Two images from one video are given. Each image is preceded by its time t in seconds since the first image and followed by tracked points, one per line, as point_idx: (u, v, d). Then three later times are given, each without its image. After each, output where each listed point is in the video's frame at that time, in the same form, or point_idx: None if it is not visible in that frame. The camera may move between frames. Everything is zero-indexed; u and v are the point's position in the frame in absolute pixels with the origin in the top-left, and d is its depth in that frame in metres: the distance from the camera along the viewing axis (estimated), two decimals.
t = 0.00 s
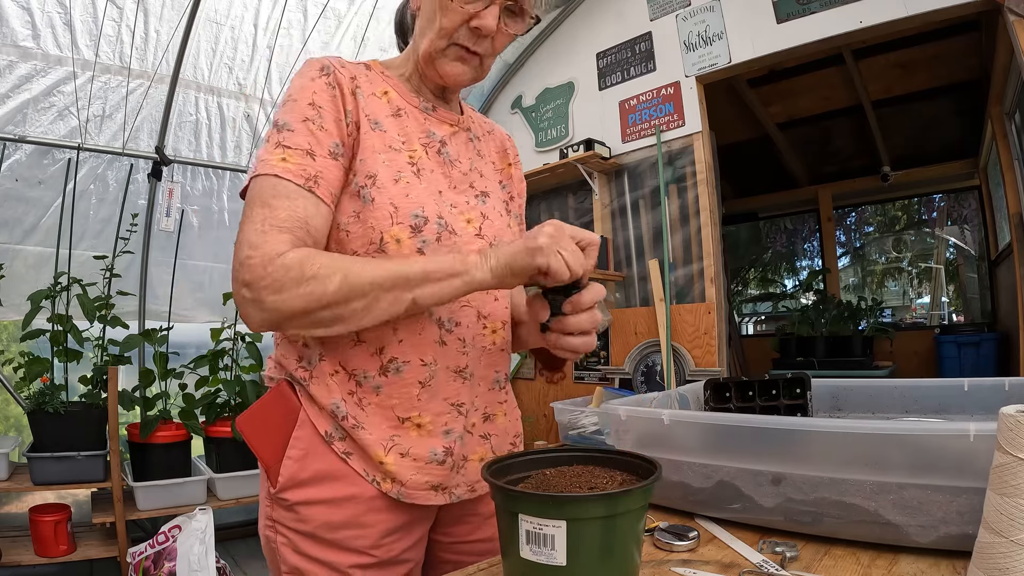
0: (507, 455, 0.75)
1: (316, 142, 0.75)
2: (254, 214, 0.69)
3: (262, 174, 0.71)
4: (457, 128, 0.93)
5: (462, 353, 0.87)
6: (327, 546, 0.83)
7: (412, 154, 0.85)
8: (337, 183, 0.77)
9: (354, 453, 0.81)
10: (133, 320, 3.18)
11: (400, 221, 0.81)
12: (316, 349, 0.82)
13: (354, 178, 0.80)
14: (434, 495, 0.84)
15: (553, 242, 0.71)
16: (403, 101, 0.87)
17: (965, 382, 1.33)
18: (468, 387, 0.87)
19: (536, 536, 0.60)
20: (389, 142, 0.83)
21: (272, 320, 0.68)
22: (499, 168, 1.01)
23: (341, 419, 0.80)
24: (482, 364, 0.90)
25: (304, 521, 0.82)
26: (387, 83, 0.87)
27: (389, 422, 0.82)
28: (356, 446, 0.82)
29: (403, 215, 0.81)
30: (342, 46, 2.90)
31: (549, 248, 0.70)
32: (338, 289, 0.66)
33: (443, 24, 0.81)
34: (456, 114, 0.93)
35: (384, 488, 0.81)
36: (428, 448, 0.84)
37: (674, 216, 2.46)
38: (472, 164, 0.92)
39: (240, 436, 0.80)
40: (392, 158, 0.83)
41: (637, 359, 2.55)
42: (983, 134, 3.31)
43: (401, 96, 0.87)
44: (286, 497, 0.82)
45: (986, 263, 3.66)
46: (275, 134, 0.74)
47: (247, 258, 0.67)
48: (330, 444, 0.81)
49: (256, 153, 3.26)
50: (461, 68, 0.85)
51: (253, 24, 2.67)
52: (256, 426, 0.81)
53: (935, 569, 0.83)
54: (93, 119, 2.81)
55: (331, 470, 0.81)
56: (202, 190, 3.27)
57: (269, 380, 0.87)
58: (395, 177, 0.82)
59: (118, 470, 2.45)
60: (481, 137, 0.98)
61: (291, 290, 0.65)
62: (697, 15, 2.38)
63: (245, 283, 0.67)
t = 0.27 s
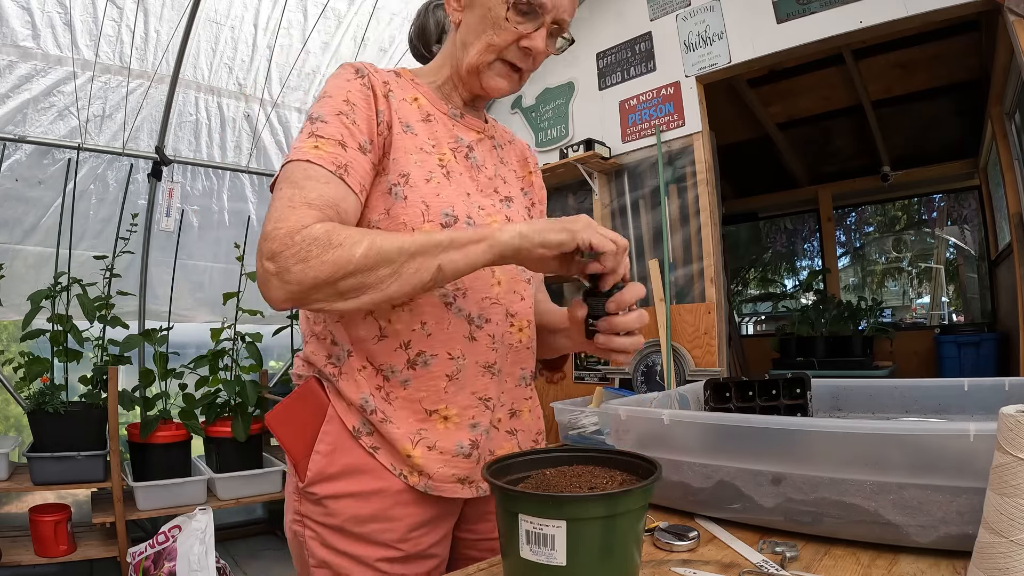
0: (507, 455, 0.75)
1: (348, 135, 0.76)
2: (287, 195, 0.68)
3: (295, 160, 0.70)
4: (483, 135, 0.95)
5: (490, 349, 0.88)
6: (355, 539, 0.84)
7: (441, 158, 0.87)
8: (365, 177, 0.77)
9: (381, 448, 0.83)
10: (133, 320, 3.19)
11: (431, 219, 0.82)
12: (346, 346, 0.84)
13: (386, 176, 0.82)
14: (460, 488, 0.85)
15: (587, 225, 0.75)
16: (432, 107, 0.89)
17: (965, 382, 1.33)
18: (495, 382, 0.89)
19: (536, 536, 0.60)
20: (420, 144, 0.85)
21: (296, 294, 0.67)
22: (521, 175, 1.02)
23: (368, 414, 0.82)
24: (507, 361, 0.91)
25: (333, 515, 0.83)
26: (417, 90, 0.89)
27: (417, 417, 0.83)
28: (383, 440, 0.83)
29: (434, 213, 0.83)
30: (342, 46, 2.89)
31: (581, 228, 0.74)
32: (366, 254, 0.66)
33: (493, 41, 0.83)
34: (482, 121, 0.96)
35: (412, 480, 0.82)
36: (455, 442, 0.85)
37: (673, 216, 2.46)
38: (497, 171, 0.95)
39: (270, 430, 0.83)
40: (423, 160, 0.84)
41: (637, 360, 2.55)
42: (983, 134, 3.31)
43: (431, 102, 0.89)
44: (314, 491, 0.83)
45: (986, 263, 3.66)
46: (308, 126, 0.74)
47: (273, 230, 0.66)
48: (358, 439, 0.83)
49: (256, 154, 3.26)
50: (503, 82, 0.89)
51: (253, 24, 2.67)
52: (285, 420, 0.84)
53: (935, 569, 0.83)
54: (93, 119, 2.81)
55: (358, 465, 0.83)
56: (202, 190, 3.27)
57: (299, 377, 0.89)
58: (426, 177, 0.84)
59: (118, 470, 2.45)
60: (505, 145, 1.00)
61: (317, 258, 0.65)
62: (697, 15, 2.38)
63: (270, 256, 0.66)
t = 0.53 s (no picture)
0: (508, 454, 0.75)
1: (387, 140, 0.76)
2: (330, 198, 0.68)
3: (338, 164, 0.71)
4: (514, 143, 0.96)
5: (524, 347, 0.88)
6: (390, 532, 0.85)
7: (477, 162, 0.88)
8: (405, 181, 0.77)
9: (416, 443, 0.84)
10: (133, 320, 3.19)
11: (468, 220, 0.83)
12: (381, 344, 0.84)
13: (424, 179, 0.82)
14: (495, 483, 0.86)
15: (620, 238, 0.73)
16: (466, 113, 0.90)
17: (966, 382, 1.33)
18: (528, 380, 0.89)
19: (536, 536, 0.60)
20: (456, 149, 0.85)
21: (338, 292, 0.67)
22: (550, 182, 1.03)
23: (404, 409, 0.82)
24: (541, 360, 0.92)
25: (367, 509, 0.84)
26: (452, 97, 0.89)
27: (450, 413, 0.84)
28: (418, 436, 0.84)
29: (470, 215, 0.83)
30: (342, 46, 2.89)
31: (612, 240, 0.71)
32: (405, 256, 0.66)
33: (534, 57, 0.84)
34: (513, 130, 0.97)
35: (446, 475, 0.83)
36: (487, 437, 0.86)
37: (673, 216, 2.46)
38: (527, 177, 0.96)
39: (305, 427, 0.83)
40: (459, 164, 0.85)
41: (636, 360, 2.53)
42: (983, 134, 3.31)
43: (465, 109, 0.90)
44: (349, 486, 0.84)
45: (986, 263, 3.67)
46: (349, 130, 0.75)
47: (316, 232, 0.66)
48: (393, 435, 0.84)
49: (256, 154, 3.26)
50: (540, 97, 0.90)
51: (253, 24, 2.66)
52: (320, 415, 0.84)
53: (935, 569, 0.83)
54: (93, 119, 2.80)
55: (392, 459, 0.83)
56: (202, 190, 3.27)
57: (333, 376, 0.90)
58: (463, 181, 0.84)
59: (118, 470, 2.45)
60: (535, 152, 1.01)
61: (358, 258, 0.65)
62: (697, 15, 2.38)
63: (312, 256, 0.66)
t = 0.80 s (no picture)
0: (508, 454, 0.75)
1: (430, 149, 0.79)
2: (378, 206, 0.72)
3: (384, 172, 0.74)
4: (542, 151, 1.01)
5: (555, 346, 0.93)
6: (424, 528, 0.92)
7: (511, 170, 0.92)
8: (446, 187, 0.80)
9: (451, 440, 0.90)
10: (133, 320, 3.19)
11: (505, 225, 0.88)
12: (418, 345, 0.89)
13: (463, 186, 0.87)
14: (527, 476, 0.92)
15: (659, 251, 0.78)
16: (498, 124, 0.94)
17: (965, 382, 1.33)
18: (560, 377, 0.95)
19: (536, 536, 0.60)
20: (491, 157, 0.89)
21: (392, 296, 0.71)
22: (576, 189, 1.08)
23: (441, 408, 0.88)
24: (571, 358, 0.97)
25: (403, 505, 0.90)
26: (483, 108, 0.93)
27: (488, 410, 0.90)
28: (453, 433, 0.90)
29: (508, 219, 0.88)
30: (342, 46, 2.89)
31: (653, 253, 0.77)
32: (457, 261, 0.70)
33: (569, 74, 0.91)
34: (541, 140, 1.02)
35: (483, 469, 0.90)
36: (521, 431, 0.92)
37: (674, 216, 2.45)
38: (556, 183, 1.01)
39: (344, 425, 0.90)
40: (495, 171, 0.89)
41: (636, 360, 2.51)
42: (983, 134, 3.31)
43: (497, 119, 0.94)
44: (385, 482, 0.90)
45: (986, 263, 3.67)
46: (393, 140, 0.78)
47: (369, 239, 0.70)
48: (428, 432, 0.89)
49: (257, 154, 3.26)
50: (569, 110, 0.96)
51: (253, 24, 2.66)
52: (356, 416, 0.91)
53: (935, 569, 0.83)
54: (93, 119, 2.80)
55: (428, 456, 0.89)
56: (202, 190, 3.26)
57: (368, 376, 0.96)
58: (499, 188, 0.89)
59: (118, 470, 2.45)
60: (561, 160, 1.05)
61: (412, 263, 0.69)
62: (697, 15, 2.37)
63: (366, 262, 0.70)
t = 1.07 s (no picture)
0: (508, 455, 0.75)
1: (459, 152, 0.82)
2: (408, 204, 0.75)
3: (415, 172, 0.77)
4: (565, 159, 1.04)
5: (573, 347, 0.96)
6: (438, 518, 0.94)
7: (536, 175, 0.95)
8: (474, 190, 0.83)
9: (468, 432, 0.93)
10: (133, 320, 3.19)
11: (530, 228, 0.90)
12: (439, 342, 0.92)
13: (490, 190, 0.89)
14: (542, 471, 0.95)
15: (678, 258, 0.81)
16: (524, 131, 0.97)
17: (965, 382, 1.33)
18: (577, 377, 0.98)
19: (536, 536, 0.60)
20: (517, 163, 0.92)
21: (418, 291, 0.73)
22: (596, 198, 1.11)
23: (460, 401, 0.91)
24: (588, 360, 1.00)
25: (419, 495, 0.93)
26: (510, 115, 0.96)
27: (505, 405, 0.93)
28: (470, 426, 0.93)
29: (532, 223, 0.91)
30: (342, 46, 2.88)
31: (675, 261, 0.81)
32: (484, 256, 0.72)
33: (593, 82, 0.95)
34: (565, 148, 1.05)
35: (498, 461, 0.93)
36: (538, 428, 0.95)
37: (674, 216, 2.45)
38: (579, 190, 1.04)
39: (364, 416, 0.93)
40: (520, 176, 0.92)
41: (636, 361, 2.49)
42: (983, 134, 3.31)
43: (523, 126, 0.97)
44: (402, 472, 0.93)
45: (986, 263, 3.67)
46: (424, 141, 0.81)
47: (396, 235, 0.72)
48: (446, 424, 0.92)
49: (257, 154, 3.26)
50: (591, 118, 1.00)
51: (253, 23, 2.66)
52: (376, 407, 0.93)
53: (935, 569, 0.83)
54: (93, 119, 2.80)
55: (444, 447, 0.92)
56: (202, 190, 3.26)
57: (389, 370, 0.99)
58: (524, 193, 0.92)
59: (118, 470, 2.45)
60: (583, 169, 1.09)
61: (439, 258, 0.71)
62: (697, 14, 2.37)
63: (393, 257, 0.73)
